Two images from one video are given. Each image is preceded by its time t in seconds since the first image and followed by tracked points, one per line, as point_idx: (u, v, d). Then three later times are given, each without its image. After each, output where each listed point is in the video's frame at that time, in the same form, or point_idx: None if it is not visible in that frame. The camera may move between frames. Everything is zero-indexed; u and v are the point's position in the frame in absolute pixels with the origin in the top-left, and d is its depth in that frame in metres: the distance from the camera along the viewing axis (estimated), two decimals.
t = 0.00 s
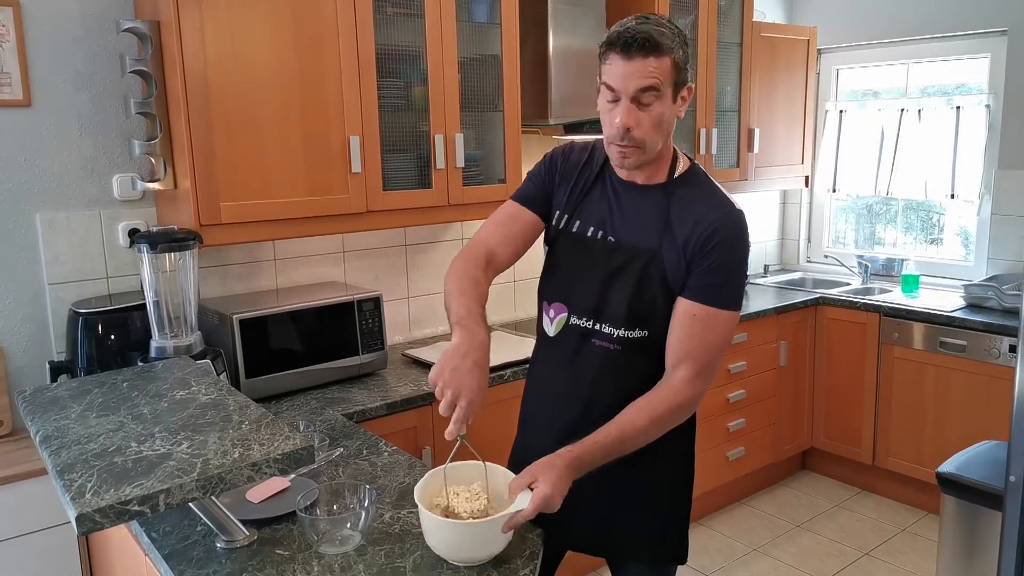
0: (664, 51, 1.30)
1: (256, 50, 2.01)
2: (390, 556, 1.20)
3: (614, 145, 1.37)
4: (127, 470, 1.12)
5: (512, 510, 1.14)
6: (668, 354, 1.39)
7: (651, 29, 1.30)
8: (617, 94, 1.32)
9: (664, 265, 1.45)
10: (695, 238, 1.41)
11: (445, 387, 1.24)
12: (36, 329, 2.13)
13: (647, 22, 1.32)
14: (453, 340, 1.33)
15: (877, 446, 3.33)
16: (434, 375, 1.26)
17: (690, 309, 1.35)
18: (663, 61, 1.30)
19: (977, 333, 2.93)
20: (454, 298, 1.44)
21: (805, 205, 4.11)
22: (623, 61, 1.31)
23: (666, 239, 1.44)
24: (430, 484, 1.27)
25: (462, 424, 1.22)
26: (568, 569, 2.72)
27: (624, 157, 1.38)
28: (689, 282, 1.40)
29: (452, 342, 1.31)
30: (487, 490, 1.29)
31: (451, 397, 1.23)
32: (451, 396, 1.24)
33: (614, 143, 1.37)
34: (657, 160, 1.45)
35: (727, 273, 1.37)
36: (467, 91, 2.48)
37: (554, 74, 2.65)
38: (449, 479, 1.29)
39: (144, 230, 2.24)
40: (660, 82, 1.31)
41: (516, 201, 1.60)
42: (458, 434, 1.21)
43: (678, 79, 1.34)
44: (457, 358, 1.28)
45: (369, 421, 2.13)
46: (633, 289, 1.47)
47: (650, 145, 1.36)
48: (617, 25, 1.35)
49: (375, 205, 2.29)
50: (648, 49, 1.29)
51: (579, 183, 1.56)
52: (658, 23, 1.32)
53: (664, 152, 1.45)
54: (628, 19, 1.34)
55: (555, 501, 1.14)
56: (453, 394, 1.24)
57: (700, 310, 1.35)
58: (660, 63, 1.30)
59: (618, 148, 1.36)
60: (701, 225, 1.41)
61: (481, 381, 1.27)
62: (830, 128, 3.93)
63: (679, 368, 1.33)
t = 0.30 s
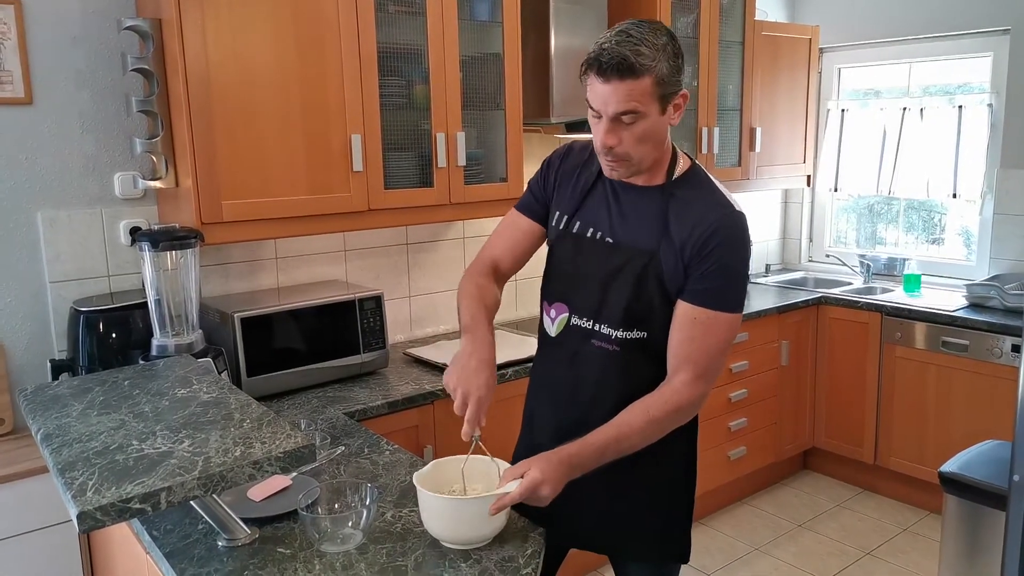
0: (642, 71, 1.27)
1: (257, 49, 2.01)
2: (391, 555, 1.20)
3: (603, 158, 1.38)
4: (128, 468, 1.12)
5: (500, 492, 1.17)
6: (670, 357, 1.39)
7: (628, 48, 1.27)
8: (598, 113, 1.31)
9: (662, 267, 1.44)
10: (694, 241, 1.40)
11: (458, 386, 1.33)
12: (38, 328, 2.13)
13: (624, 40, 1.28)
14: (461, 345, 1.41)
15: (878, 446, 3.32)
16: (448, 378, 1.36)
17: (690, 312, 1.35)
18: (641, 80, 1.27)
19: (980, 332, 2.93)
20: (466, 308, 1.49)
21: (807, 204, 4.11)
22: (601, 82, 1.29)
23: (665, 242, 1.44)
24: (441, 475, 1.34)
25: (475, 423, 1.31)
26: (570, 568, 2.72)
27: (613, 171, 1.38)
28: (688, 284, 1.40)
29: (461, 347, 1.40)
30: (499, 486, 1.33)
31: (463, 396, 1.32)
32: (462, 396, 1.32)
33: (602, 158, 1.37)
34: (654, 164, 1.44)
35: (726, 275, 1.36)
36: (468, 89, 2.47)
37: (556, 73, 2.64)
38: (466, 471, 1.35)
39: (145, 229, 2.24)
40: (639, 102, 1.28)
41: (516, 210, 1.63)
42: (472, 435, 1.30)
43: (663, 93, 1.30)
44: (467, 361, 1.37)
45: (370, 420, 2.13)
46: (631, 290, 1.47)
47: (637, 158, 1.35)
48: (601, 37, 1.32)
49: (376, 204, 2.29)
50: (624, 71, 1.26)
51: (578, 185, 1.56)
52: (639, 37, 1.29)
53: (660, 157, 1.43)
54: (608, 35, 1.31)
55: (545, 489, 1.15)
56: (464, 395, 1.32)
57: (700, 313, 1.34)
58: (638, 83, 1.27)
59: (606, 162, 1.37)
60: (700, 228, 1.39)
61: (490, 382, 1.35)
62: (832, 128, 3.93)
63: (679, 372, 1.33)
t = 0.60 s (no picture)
0: (624, 72, 1.26)
1: (256, 48, 2.00)
2: (392, 556, 1.19)
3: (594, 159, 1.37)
4: (127, 469, 1.11)
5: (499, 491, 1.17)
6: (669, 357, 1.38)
7: (609, 50, 1.26)
8: (584, 116, 1.31)
9: (657, 267, 1.43)
10: (688, 241, 1.39)
11: (455, 404, 1.36)
12: (37, 328, 2.12)
13: (606, 42, 1.27)
14: (461, 364, 1.43)
15: (880, 446, 3.31)
16: (446, 396, 1.38)
17: (689, 312, 1.34)
18: (625, 82, 1.26)
19: (982, 332, 2.92)
20: (469, 320, 1.50)
21: (808, 204, 4.10)
22: (585, 86, 1.28)
23: (660, 241, 1.43)
24: (442, 470, 1.34)
25: (471, 439, 1.31)
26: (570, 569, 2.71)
27: (605, 172, 1.38)
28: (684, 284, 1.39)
29: (460, 364, 1.43)
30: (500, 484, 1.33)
31: (460, 415, 1.34)
32: (459, 413, 1.34)
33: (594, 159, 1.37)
34: (647, 163, 1.43)
35: (722, 275, 1.35)
36: (469, 89, 2.47)
37: (556, 72, 2.64)
38: (466, 472, 1.35)
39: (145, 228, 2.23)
40: (624, 103, 1.28)
41: (513, 207, 1.62)
42: (469, 451, 1.30)
43: (649, 93, 1.30)
44: (465, 379, 1.39)
45: (371, 420, 2.12)
46: (626, 288, 1.46)
47: (626, 159, 1.34)
48: (585, 40, 1.32)
49: (376, 203, 2.28)
50: (606, 73, 1.26)
51: (573, 184, 1.55)
52: (622, 39, 1.28)
53: (653, 155, 1.42)
54: (591, 37, 1.31)
55: (541, 487, 1.15)
56: (461, 412, 1.34)
57: (698, 312, 1.34)
58: (621, 84, 1.26)
59: (597, 164, 1.37)
60: (694, 227, 1.39)
61: (488, 400, 1.36)
62: (832, 127, 3.92)
63: (679, 371, 1.33)
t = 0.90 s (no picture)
0: (625, 70, 1.26)
1: (257, 49, 2.00)
2: (392, 557, 1.19)
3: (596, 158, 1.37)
4: (126, 470, 1.10)
5: (498, 491, 1.16)
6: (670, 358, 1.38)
7: (610, 48, 1.26)
8: (586, 114, 1.31)
9: (660, 268, 1.43)
10: (691, 241, 1.39)
11: (449, 400, 1.35)
12: (37, 329, 2.12)
13: (608, 40, 1.28)
14: (457, 358, 1.42)
15: (880, 446, 3.31)
16: (441, 390, 1.38)
17: (690, 313, 1.34)
18: (626, 79, 1.26)
19: (983, 332, 2.91)
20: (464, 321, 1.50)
21: (809, 205, 4.09)
22: (586, 83, 1.28)
23: (662, 241, 1.43)
24: (443, 471, 1.34)
25: (465, 435, 1.30)
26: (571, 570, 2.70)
27: (607, 172, 1.37)
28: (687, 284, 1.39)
29: (456, 358, 1.42)
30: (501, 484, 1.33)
31: (453, 410, 1.33)
32: (452, 407, 1.34)
33: (596, 158, 1.36)
34: (649, 163, 1.42)
35: (725, 275, 1.35)
36: (469, 89, 2.46)
37: (557, 72, 2.63)
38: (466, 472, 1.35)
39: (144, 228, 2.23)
40: (625, 100, 1.27)
41: (513, 211, 1.62)
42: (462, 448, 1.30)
43: (650, 91, 1.29)
44: (459, 374, 1.38)
45: (370, 421, 2.12)
46: (631, 289, 1.45)
47: (628, 158, 1.34)
48: (587, 38, 1.32)
49: (376, 204, 2.28)
50: (607, 71, 1.26)
51: (574, 185, 1.55)
52: (623, 37, 1.28)
53: (656, 156, 1.42)
54: (593, 35, 1.31)
55: (540, 487, 1.14)
56: (454, 406, 1.34)
57: (700, 313, 1.33)
58: (622, 82, 1.26)
59: (599, 163, 1.36)
60: (697, 227, 1.38)
61: (483, 398, 1.36)
62: (833, 127, 3.92)
63: (679, 372, 1.33)
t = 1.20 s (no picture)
0: (625, 73, 1.25)
1: (257, 48, 1.99)
2: (391, 557, 1.18)
3: (598, 161, 1.36)
4: (124, 469, 1.10)
5: (498, 491, 1.16)
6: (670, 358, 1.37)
7: (609, 52, 1.25)
8: (586, 119, 1.30)
9: (662, 268, 1.43)
10: (694, 241, 1.38)
11: (452, 412, 1.32)
12: (36, 327, 2.11)
13: (606, 44, 1.27)
14: (456, 368, 1.40)
15: (881, 446, 3.30)
16: (442, 401, 1.35)
17: (692, 314, 1.33)
18: (625, 83, 1.25)
19: (984, 332, 2.91)
20: (462, 323, 1.49)
21: (810, 204, 4.09)
22: (586, 88, 1.28)
23: (664, 241, 1.42)
24: (443, 471, 1.34)
25: (467, 446, 1.29)
26: (571, 569, 2.70)
27: (609, 174, 1.37)
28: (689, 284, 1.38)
29: (455, 367, 1.40)
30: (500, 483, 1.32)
31: (456, 423, 1.31)
32: (455, 419, 1.31)
33: (598, 161, 1.36)
34: (651, 164, 1.42)
35: (728, 276, 1.34)
36: (469, 87, 2.46)
37: (557, 71, 2.63)
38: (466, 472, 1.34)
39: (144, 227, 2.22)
40: (625, 104, 1.26)
41: (508, 208, 1.60)
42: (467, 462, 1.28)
43: (650, 94, 1.28)
44: (460, 385, 1.36)
45: (371, 420, 2.11)
46: (632, 288, 1.45)
47: (630, 161, 1.33)
48: (585, 41, 1.31)
49: (376, 203, 2.27)
50: (606, 75, 1.25)
51: (574, 184, 1.54)
52: (621, 40, 1.27)
53: (657, 157, 1.41)
54: (591, 38, 1.30)
55: (539, 485, 1.13)
56: (457, 418, 1.32)
57: (703, 313, 1.33)
58: (621, 86, 1.25)
59: (601, 166, 1.35)
60: (700, 226, 1.37)
61: (483, 406, 1.34)
62: (834, 126, 3.91)
63: (679, 372, 1.32)
